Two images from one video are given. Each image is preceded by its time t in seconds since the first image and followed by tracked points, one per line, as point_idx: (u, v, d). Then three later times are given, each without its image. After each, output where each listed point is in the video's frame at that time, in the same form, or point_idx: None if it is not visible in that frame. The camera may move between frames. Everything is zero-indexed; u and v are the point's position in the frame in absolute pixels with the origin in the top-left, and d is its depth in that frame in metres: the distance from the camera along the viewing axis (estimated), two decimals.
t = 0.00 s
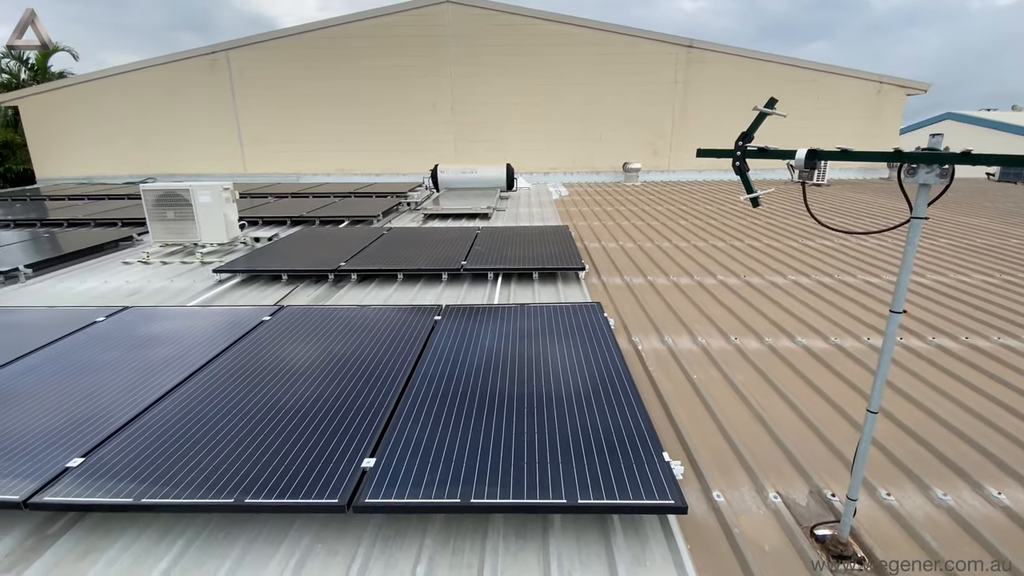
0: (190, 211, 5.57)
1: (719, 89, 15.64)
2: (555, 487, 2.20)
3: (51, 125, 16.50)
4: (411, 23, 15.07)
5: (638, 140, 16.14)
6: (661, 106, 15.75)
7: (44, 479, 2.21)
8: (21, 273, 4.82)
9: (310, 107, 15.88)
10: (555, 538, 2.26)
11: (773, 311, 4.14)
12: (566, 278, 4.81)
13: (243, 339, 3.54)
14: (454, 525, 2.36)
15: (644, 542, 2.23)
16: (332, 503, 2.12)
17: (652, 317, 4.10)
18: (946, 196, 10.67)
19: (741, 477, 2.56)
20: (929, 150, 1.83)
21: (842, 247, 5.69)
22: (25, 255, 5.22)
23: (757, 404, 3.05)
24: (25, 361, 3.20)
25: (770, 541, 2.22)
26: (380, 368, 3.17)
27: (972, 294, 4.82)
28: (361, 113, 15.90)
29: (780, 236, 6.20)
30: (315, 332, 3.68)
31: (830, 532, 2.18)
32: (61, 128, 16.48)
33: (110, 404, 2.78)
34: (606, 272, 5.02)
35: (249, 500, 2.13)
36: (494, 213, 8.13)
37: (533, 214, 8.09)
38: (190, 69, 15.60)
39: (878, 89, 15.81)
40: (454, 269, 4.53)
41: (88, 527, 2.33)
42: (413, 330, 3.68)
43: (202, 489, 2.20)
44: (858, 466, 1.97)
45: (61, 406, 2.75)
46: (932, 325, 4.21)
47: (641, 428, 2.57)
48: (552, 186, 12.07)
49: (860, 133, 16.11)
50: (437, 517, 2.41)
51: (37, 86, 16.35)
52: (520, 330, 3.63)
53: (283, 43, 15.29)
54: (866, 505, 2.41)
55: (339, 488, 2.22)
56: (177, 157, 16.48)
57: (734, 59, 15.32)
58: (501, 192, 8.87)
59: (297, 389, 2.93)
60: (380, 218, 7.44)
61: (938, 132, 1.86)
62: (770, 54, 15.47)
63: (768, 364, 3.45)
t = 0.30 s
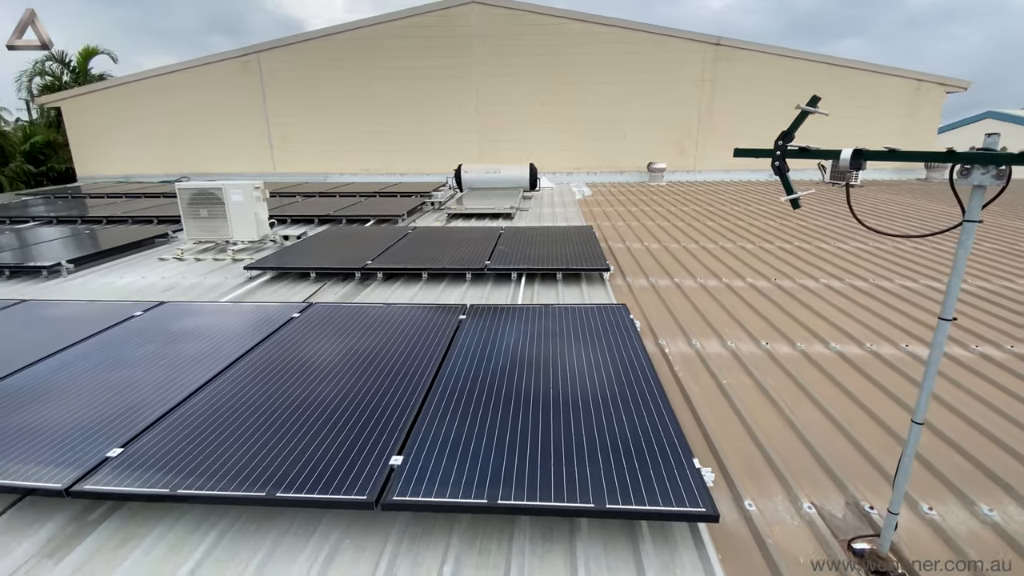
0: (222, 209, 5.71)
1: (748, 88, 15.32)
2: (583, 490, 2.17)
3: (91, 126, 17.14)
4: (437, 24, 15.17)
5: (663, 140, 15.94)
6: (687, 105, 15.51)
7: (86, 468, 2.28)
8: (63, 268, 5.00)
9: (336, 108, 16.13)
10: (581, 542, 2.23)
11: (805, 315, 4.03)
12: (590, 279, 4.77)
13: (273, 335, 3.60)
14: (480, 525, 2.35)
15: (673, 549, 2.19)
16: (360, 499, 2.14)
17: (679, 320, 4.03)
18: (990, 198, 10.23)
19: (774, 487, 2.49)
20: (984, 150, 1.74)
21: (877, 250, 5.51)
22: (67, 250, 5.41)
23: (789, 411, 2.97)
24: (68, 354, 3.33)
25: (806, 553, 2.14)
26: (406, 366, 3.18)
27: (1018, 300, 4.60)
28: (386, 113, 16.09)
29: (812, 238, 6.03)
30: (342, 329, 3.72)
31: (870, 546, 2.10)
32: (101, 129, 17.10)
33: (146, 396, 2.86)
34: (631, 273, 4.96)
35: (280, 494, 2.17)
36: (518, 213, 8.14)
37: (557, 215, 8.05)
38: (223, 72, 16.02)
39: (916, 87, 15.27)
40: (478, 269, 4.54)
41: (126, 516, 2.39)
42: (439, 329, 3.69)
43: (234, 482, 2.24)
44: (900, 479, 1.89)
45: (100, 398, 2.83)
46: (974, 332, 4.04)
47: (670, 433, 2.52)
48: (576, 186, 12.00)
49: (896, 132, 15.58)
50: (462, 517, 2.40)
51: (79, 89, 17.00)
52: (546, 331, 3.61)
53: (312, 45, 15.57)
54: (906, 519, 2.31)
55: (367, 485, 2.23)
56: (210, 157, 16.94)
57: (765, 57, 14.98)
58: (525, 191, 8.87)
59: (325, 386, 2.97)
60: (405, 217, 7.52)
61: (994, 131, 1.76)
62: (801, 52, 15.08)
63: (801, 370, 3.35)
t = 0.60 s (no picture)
0: (253, 208, 5.83)
1: (777, 87, 14.99)
2: (612, 495, 2.15)
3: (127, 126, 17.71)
4: (462, 24, 15.23)
5: (688, 140, 15.72)
6: (713, 104, 15.26)
7: (126, 459, 2.35)
8: (102, 263, 5.18)
9: (361, 108, 16.35)
10: (609, 547, 2.21)
11: (838, 320, 3.93)
12: (614, 280, 4.73)
13: (302, 332, 3.67)
14: (506, 525, 2.35)
15: (702, 557, 2.14)
16: (389, 496, 2.15)
17: (707, 323, 3.96)
18: None
19: (807, 497, 2.42)
20: None
21: (912, 253, 5.34)
22: (106, 247, 5.61)
23: (822, 420, 2.89)
24: (109, 348, 3.44)
25: (843, 567, 2.07)
26: (432, 365, 3.21)
27: None
28: (410, 114, 16.25)
29: (843, 241, 5.88)
30: (370, 327, 3.76)
31: (910, 561, 2.02)
32: (136, 129, 17.64)
33: (181, 390, 2.94)
34: (656, 275, 4.90)
35: (312, 489, 2.20)
36: (541, 213, 8.13)
37: (580, 215, 8.02)
38: (252, 73, 16.39)
39: (955, 85, 14.72)
40: (502, 269, 4.54)
41: (162, 506, 2.46)
42: (464, 328, 3.71)
43: (267, 476, 2.28)
44: (945, 493, 1.81)
45: (136, 392, 2.91)
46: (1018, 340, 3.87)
47: (700, 438, 2.47)
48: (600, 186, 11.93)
49: (933, 131, 15.06)
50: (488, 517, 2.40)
51: (117, 90, 17.58)
52: (572, 333, 3.59)
53: (339, 46, 15.80)
54: (947, 534, 2.23)
55: (396, 482, 2.24)
56: (239, 156, 17.36)
57: (795, 55, 14.62)
58: (548, 191, 8.85)
59: (354, 384, 3.00)
60: (428, 217, 7.59)
61: None
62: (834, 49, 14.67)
63: (834, 377, 3.26)
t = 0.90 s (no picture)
0: (283, 206, 5.94)
1: (806, 85, 14.65)
2: (642, 497, 2.12)
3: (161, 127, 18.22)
4: (486, 24, 15.30)
5: (713, 140, 15.48)
6: (739, 103, 15.01)
7: (163, 449, 2.41)
8: (139, 259, 5.35)
9: (385, 109, 16.55)
10: (639, 549, 2.18)
11: (872, 324, 3.82)
12: (639, 280, 4.69)
13: (331, 328, 3.73)
14: (534, 525, 2.34)
15: (735, 563, 2.10)
16: (419, 492, 2.16)
17: (736, 325, 3.90)
18: None
19: (843, 504, 2.35)
20: None
21: (950, 256, 5.16)
22: (142, 243, 5.79)
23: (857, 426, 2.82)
24: (147, 341, 3.55)
25: None
26: (459, 362, 3.22)
27: None
28: (433, 114, 16.38)
29: (876, 243, 5.72)
30: (397, 324, 3.80)
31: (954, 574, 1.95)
32: (169, 129, 18.13)
33: (214, 384, 3.00)
34: (683, 276, 4.84)
35: (343, 482, 2.23)
36: (563, 213, 8.12)
37: (603, 214, 7.98)
38: (281, 74, 16.72)
39: (996, 82, 14.16)
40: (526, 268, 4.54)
41: (199, 495, 2.52)
42: (490, 326, 3.72)
43: (299, 468, 2.31)
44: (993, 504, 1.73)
45: (171, 384, 2.99)
46: None
47: (731, 443, 2.43)
48: (624, 186, 11.84)
49: (972, 130, 14.52)
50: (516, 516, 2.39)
51: (151, 92, 18.09)
52: (599, 333, 3.56)
53: (364, 48, 16.03)
54: (993, 548, 2.14)
55: (425, 478, 2.26)
56: (267, 156, 17.74)
57: (826, 52, 14.27)
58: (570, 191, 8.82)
59: (382, 380, 3.04)
60: (452, 216, 7.63)
61: None
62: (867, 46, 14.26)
63: (870, 383, 3.17)
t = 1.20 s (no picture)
0: (310, 206, 6.04)
1: (837, 83, 14.27)
2: (671, 502, 2.09)
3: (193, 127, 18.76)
4: (509, 25, 15.33)
5: (739, 140, 15.21)
6: (766, 102, 14.72)
7: (201, 441, 2.48)
8: (173, 256, 5.52)
9: (408, 109, 16.71)
10: (668, 555, 2.16)
11: (909, 330, 3.71)
12: (664, 282, 4.64)
13: (358, 326, 3.78)
14: (561, 526, 2.33)
15: (766, 571, 2.05)
16: (447, 490, 2.17)
17: (765, 329, 3.84)
18: None
19: (879, 514, 2.28)
20: None
21: (992, 260, 4.96)
22: (175, 241, 5.96)
23: (893, 435, 2.73)
24: (182, 336, 3.65)
25: None
26: (485, 362, 3.23)
27: None
28: (456, 114, 16.48)
29: (912, 246, 5.54)
30: (424, 323, 3.84)
31: None
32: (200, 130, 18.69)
33: (246, 379, 3.07)
34: (710, 278, 4.78)
35: (372, 479, 2.25)
36: (586, 213, 8.10)
37: (627, 215, 7.91)
38: (307, 76, 17.03)
39: None
40: (549, 268, 4.53)
41: (232, 488, 2.58)
42: (515, 326, 3.72)
43: (330, 463, 2.35)
44: None
45: (206, 378, 3.07)
46: None
47: (763, 449, 2.38)
48: (648, 186, 11.73)
49: (1015, 129, 13.93)
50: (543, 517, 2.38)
51: (183, 94, 18.64)
52: (625, 335, 3.54)
53: (389, 49, 16.21)
54: None
55: (454, 476, 2.26)
56: (294, 156, 18.12)
57: (858, 50, 13.90)
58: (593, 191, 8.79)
59: (411, 378, 3.07)
60: (475, 216, 7.67)
61: None
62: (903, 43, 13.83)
63: (905, 390, 3.08)
